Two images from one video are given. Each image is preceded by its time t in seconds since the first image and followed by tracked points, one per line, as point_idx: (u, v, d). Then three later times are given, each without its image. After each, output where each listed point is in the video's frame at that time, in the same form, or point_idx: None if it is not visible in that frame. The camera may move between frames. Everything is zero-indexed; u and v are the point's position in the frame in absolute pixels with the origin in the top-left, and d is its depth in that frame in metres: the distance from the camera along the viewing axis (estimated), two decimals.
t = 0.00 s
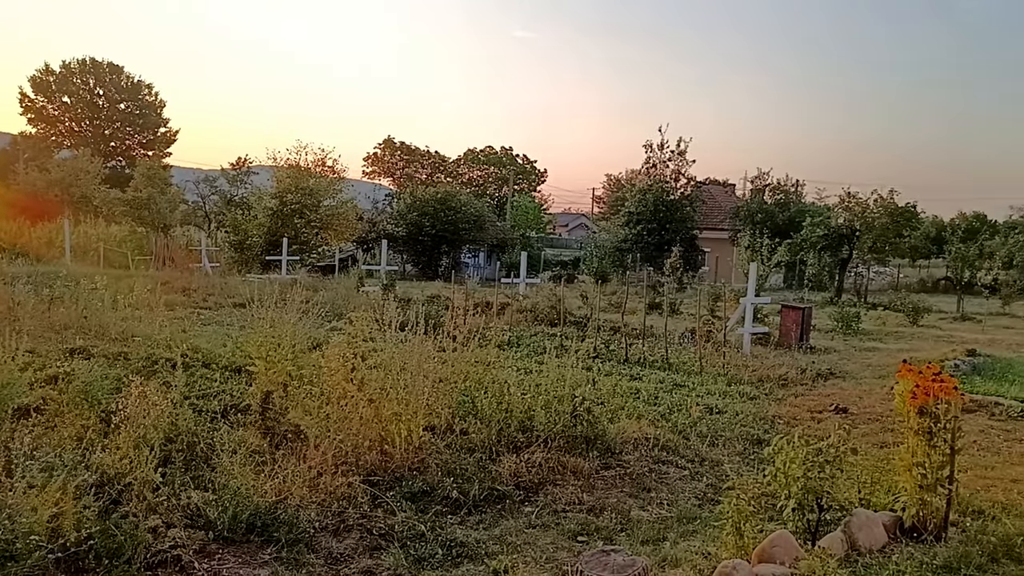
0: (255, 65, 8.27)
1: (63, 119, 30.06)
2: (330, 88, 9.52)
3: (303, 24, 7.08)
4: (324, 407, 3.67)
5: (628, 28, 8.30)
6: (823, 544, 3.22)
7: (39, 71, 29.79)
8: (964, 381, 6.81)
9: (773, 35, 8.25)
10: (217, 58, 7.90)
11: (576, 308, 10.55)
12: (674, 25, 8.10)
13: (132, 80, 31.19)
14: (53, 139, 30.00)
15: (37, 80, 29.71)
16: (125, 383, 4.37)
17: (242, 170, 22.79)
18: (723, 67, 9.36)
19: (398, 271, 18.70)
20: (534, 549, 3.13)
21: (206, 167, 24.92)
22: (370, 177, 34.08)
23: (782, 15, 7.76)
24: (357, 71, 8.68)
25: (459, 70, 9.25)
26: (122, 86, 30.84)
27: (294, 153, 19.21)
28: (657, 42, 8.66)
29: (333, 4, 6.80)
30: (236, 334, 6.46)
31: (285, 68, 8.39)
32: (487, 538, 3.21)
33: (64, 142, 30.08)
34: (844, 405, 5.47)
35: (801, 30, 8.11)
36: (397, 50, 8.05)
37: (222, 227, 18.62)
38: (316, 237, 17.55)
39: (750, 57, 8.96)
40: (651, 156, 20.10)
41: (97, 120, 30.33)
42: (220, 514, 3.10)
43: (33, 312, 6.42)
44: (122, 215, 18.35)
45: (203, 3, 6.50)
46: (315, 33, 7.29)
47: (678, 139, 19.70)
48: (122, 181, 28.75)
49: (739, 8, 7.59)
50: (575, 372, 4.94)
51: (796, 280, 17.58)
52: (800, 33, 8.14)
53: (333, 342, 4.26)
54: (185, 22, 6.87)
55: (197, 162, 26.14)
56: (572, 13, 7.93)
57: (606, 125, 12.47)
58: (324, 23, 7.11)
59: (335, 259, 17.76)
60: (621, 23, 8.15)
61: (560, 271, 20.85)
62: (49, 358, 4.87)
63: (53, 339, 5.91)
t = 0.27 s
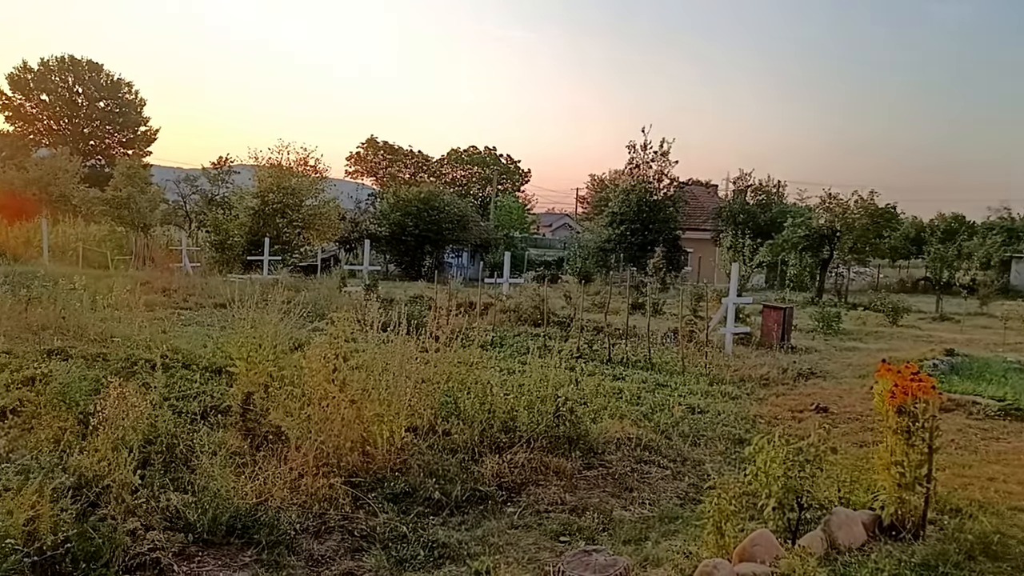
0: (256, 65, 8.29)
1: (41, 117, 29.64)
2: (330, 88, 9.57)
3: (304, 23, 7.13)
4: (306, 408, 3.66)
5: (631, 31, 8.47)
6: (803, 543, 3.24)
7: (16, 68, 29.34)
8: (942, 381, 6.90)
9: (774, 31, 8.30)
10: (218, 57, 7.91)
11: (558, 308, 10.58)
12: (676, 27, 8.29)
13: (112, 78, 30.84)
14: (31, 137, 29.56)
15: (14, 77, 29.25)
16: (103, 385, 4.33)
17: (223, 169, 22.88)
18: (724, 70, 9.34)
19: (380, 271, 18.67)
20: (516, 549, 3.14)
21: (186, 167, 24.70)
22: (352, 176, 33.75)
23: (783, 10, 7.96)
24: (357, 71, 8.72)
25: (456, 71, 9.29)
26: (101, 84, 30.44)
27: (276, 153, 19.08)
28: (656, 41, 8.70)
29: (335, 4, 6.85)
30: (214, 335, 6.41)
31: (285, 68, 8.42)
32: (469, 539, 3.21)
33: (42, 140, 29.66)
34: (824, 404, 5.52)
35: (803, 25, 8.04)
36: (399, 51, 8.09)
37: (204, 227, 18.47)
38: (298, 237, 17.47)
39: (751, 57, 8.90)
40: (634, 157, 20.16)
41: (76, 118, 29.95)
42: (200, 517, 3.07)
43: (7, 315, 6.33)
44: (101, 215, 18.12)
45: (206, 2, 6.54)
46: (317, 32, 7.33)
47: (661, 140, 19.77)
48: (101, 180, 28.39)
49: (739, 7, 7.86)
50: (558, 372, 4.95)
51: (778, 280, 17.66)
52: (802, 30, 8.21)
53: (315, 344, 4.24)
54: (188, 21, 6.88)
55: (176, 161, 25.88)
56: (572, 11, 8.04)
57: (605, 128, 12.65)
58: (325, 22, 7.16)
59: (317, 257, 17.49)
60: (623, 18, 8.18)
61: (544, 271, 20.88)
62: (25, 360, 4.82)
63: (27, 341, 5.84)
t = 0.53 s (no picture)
0: (255, 65, 8.28)
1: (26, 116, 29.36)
2: (331, 88, 9.57)
3: (304, 23, 7.09)
4: (294, 409, 3.65)
5: (630, 32, 8.37)
6: (789, 542, 3.25)
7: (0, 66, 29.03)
8: (927, 381, 6.94)
9: (774, 36, 8.33)
10: (219, 57, 7.89)
11: (547, 308, 10.60)
12: (676, 26, 8.13)
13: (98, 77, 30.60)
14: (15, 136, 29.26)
15: None
16: (89, 386, 4.30)
17: (211, 168, 22.96)
18: (727, 68, 9.44)
19: (368, 272, 18.63)
20: (504, 550, 3.13)
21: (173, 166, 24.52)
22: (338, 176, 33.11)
23: (785, 13, 7.77)
24: (357, 71, 8.73)
25: (456, 71, 9.28)
26: (87, 82, 30.17)
27: (264, 152, 18.96)
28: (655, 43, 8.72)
29: (336, 4, 6.82)
30: (201, 336, 6.36)
31: (285, 67, 8.41)
32: (457, 539, 3.21)
33: (27, 139, 29.38)
34: (811, 404, 5.55)
35: (802, 27, 8.11)
36: (399, 51, 8.10)
37: (191, 227, 18.36)
38: (286, 237, 17.32)
39: (751, 58, 9.04)
40: (623, 157, 20.20)
41: (62, 117, 29.70)
42: (186, 518, 3.05)
43: None
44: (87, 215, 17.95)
45: (202, 2, 6.47)
46: (316, 31, 7.30)
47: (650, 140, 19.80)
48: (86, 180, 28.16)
49: (739, 8, 7.64)
50: (546, 372, 4.96)
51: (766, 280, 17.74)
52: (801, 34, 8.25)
53: (303, 344, 4.23)
54: (186, 21, 6.83)
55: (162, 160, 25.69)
56: (569, 11, 7.81)
57: (602, 122, 12.53)
58: (325, 22, 7.13)
59: (305, 258, 17.62)
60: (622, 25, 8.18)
61: (533, 271, 20.87)
62: (9, 361, 4.78)
63: (11, 340, 5.79)
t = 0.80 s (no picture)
0: (252, 65, 8.26)
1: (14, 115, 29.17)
2: (331, 88, 9.58)
3: (304, 23, 7.09)
4: (284, 408, 3.64)
5: (627, 31, 8.35)
6: (780, 541, 3.26)
7: None
8: (917, 381, 6.99)
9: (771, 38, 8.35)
10: (218, 56, 7.87)
11: (539, 308, 10.61)
12: (675, 25, 8.12)
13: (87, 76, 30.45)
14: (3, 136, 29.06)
15: None
16: (78, 386, 4.29)
17: (201, 168, 23.02)
18: (726, 69, 9.45)
19: (360, 272, 18.60)
20: (496, 550, 3.13)
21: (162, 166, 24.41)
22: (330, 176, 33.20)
23: (785, 14, 7.77)
24: (357, 71, 8.74)
25: (455, 71, 9.28)
26: (76, 81, 29.99)
27: (255, 151, 18.89)
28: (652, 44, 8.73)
29: (336, 4, 6.82)
30: (190, 336, 6.34)
31: (285, 67, 8.42)
32: (449, 540, 3.20)
33: (16, 138, 29.19)
34: (802, 404, 5.57)
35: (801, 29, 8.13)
36: (399, 51, 8.11)
37: (182, 227, 18.28)
38: (277, 237, 17.26)
39: (747, 59, 9.05)
40: (615, 157, 20.21)
41: (50, 116, 29.52)
42: (176, 518, 3.03)
43: None
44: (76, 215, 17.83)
45: (201, 2, 6.45)
46: (316, 31, 7.29)
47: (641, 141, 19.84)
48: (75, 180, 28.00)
49: (739, 8, 7.62)
50: (537, 372, 4.96)
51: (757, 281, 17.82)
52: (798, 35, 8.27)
53: (294, 344, 4.22)
54: (186, 21, 6.81)
55: (152, 160, 25.62)
56: (567, 11, 7.77)
57: (595, 122, 12.52)
58: (325, 22, 7.12)
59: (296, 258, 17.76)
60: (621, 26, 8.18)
61: (525, 271, 20.89)
62: None
63: None
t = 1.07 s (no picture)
0: (251, 64, 8.25)
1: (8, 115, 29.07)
2: (331, 88, 9.59)
3: (303, 24, 7.09)
4: (280, 408, 3.63)
5: (624, 32, 8.37)
6: (775, 540, 3.27)
7: None
8: (912, 380, 7.00)
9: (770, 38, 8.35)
10: (216, 57, 7.87)
11: (534, 308, 10.62)
12: (675, 25, 8.13)
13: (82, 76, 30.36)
14: None
15: None
16: (73, 386, 4.28)
17: (196, 168, 23.02)
18: (723, 68, 9.44)
19: (356, 272, 18.59)
20: (492, 550, 3.13)
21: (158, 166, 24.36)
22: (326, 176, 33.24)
23: (785, 15, 7.78)
24: (357, 71, 8.75)
25: (453, 71, 9.30)
26: (71, 81, 29.90)
27: (251, 151, 18.87)
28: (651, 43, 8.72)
29: (336, 4, 6.83)
30: (186, 335, 6.33)
31: (285, 67, 8.43)
32: (445, 539, 3.20)
33: (11, 138, 29.09)
34: (798, 403, 5.58)
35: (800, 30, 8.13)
36: (399, 51, 8.12)
37: (177, 227, 18.23)
38: (273, 237, 17.25)
39: (745, 58, 9.05)
40: (611, 157, 20.16)
41: (45, 116, 29.44)
42: (172, 519, 3.02)
43: None
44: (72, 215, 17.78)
45: (200, 2, 6.44)
46: (316, 31, 7.29)
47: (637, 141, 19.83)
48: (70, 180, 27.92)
49: (738, 8, 7.63)
50: (534, 372, 4.96)
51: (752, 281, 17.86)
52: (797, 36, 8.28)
53: (290, 343, 4.22)
54: (185, 20, 6.80)
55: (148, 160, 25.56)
56: (567, 11, 7.77)
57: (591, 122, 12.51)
58: (324, 22, 7.13)
59: (293, 258, 17.64)
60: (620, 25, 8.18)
61: (521, 272, 20.91)
62: None
63: None
